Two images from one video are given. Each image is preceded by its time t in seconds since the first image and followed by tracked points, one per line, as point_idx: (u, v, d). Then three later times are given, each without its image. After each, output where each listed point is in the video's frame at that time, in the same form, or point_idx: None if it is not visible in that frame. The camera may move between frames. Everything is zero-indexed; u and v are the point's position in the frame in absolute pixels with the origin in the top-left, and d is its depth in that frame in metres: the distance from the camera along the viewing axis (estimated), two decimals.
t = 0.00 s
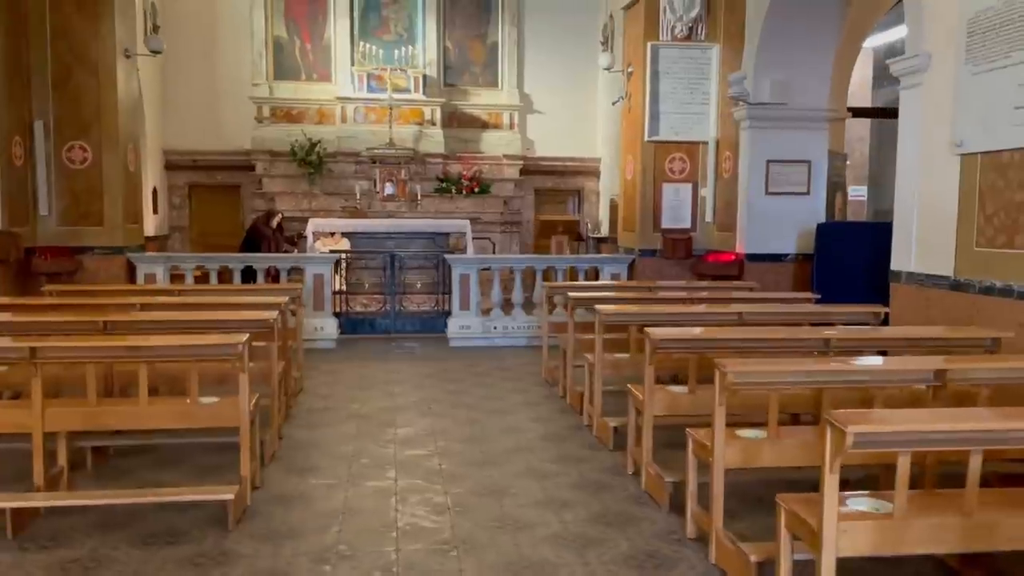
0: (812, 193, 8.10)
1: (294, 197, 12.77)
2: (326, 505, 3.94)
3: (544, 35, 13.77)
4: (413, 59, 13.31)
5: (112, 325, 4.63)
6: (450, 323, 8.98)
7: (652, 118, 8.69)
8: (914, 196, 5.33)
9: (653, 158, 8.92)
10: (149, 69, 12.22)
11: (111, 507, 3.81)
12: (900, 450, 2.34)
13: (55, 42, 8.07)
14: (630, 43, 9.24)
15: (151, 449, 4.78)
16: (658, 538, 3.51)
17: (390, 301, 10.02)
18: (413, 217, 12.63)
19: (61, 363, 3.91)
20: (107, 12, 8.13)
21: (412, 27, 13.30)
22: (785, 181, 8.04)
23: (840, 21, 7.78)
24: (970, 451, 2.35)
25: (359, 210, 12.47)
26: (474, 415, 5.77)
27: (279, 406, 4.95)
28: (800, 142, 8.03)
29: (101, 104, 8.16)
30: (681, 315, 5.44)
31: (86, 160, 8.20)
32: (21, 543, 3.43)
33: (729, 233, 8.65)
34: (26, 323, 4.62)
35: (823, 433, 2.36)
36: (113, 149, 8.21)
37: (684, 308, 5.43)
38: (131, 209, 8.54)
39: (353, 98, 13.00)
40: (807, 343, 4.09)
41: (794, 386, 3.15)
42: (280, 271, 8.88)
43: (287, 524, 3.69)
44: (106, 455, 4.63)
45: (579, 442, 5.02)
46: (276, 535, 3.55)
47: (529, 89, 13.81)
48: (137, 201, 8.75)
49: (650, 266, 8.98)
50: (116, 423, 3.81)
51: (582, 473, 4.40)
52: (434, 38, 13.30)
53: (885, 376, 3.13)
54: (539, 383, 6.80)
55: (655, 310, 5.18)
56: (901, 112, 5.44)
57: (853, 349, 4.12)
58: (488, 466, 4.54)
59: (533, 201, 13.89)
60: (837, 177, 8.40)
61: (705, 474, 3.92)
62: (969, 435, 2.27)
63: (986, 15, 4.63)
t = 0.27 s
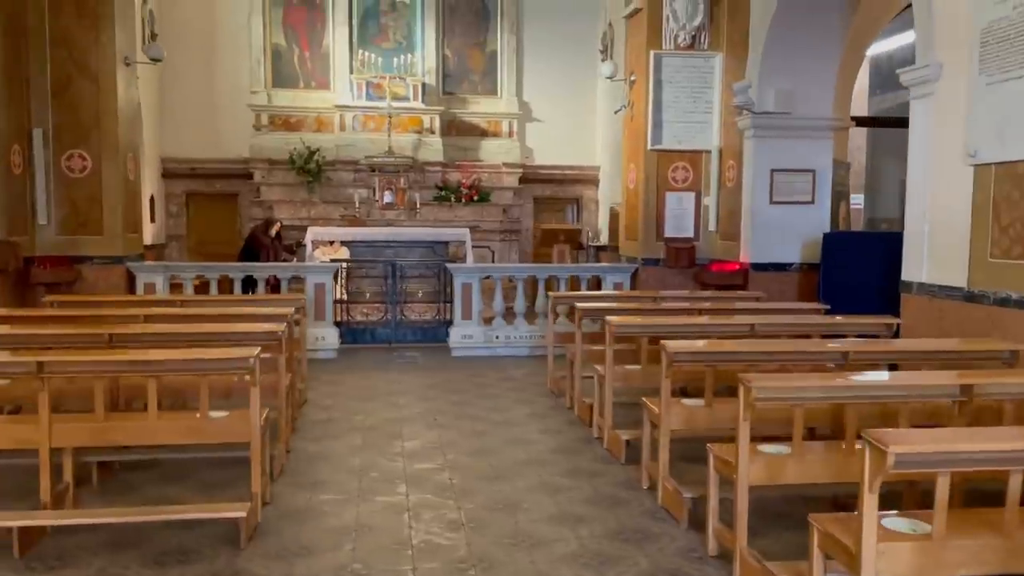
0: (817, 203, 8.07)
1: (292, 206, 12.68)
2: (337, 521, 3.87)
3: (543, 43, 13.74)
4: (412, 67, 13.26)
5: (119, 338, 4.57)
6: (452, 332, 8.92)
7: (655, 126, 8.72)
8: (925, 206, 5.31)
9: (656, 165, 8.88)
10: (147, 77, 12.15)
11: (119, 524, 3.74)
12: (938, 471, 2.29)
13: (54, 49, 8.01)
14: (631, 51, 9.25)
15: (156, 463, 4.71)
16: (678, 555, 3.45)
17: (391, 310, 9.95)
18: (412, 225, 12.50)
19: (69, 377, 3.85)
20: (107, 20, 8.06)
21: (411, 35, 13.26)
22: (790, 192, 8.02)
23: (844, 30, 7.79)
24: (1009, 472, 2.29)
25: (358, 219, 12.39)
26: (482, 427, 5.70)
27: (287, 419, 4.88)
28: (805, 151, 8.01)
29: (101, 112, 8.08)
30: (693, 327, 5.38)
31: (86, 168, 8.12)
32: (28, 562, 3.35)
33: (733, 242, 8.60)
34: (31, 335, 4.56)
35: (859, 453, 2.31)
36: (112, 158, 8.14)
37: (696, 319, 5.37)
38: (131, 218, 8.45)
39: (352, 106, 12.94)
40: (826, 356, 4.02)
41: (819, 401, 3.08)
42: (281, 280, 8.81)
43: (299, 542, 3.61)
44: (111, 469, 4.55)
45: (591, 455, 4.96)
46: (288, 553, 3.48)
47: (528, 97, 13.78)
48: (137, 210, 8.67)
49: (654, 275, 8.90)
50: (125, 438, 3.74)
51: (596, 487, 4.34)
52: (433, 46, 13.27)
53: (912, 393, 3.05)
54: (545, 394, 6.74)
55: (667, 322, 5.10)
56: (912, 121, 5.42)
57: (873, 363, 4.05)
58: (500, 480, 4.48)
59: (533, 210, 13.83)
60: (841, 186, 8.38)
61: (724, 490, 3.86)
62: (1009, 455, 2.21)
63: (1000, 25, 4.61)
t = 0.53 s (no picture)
0: (825, 215, 8.04)
1: (295, 217, 12.62)
2: (355, 541, 3.80)
3: (545, 55, 13.71)
4: (415, 79, 13.22)
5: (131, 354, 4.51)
6: (458, 345, 8.86)
7: (662, 139, 8.66)
8: (943, 221, 5.27)
9: (664, 178, 8.84)
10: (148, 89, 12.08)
11: (133, 545, 3.66)
12: (988, 496, 2.23)
13: (59, 60, 7.94)
14: (637, 63, 9.22)
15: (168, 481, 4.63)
16: None
17: (395, 323, 9.88)
18: (416, 237, 12.53)
19: (84, 395, 3.79)
20: (113, 32, 8.01)
21: (413, 47, 13.22)
22: (798, 205, 7.99)
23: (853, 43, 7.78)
24: None
25: (360, 230, 12.35)
26: (495, 443, 5.63)
27: (300, 436, 4.81)
28: (814, 164, 7.97)
29: (106, 124, 8.03)
30: (709, 342, 5.33)
31: (90, 180, 8.05)
32: None
33: (742, 255, 8.55)
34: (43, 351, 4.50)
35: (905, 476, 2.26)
36: (117, 171, 8.07)
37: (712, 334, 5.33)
38: (135, 231, 8.37)
39: (354, 117, 12.91)
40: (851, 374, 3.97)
41: (853, 420, 3.04)
42: (286, 292, 8.75)
43: (318, 563, 3.55)
44: (122, 487, 4.48)
45: (608, 472, 4.90)
46: None
47: (531, 109, 13.75)
48: (141, 223, 8.59)
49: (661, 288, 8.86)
50: (140, 456, 3.68)
51: (617, 506, 4.28)
52: (436, 58, 13.25)
53: (947, 413, 3.01)
54: (556, 408, 6.68)
55: (685, 337, 5.06)
56: (929, 135, 5.38)
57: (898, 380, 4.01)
58: (518, 498, 4.42)
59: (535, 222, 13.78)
60: (849, 199, 8.36)
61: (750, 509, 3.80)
62: None
63: (1021, 38, 4.57)
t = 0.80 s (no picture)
0: (837, 232, 8.03)
1: (301, 232, 12.61)
2: (382, 563, 3.76)
3: (552, 70, 13.71)
4: (421, 94, 13.23)
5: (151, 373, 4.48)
6: (468, 361, 8.81)
7: (674, 154, 8.61)
8: (963, 238, 5.26)
9: (675, 193, 8.84)
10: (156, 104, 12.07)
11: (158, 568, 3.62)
12: None
13: (70, 77, 7.93)
14: (646, 79, 9.26)
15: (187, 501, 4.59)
16: None
17: (404, 338, 9.83)
18: (423, 251, 12.65)
19: (108, 416, 3.76)
20: (124, 48, 8.00)
21: (420, 62, 13.22)
22: (811, 221, 7.98)
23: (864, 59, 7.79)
24: None
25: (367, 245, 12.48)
26: (513, 461, 5.60)
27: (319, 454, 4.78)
28: (825, 181, 7.97)
29: (117, 141, 8.01)
30: (729, 359, 5.31)
31: (100, 196, 8.04)
32: None
33: (753, 270, 8.52)
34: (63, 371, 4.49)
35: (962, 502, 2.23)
36: (127, 187, 8.05)
37: (732, 352, 5.30)
38: (144, 246, 8.33)
39: (360, 132, 12.91)
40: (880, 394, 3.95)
41: (892, 443, 3.02)
42: (295, 308, 8.73)
43: None
44: (141, 508, 4.43)
45: (630, 491, 4.86)
46: None
47: (537, 124, 13.76)
48: (150, 238, 8.54)
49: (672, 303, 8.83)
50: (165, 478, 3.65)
51: (642, 527, 4.24)
52: (443, 73, 13.26)
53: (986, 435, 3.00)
54: (571, 425, 6.64)
55: (705, 354, 5.04)
56: (948, 152, 5.37)
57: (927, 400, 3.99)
58: (541, 519, 4.38)
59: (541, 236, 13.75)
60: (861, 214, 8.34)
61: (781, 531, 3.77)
62: None
63: None
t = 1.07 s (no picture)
0: (854, 246, 8.04)
1: (310, 247, 12.62)
2: None
3: (561, 86, 13.74)
4: (430, 110, 13.26)
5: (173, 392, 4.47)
6: (481, 378, 8.76)
7: (687, 170, 8.54)
8: (986, 255, 5.24)
9: (687, 210, 8.80)
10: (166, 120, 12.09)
11: None
12: None
13: (84, 93, 7.95)
14: (658, 95, 9.28)
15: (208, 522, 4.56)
16: None
17: (416, 354, 9.80)
18: (431, 266, 12.57)
19: (134, 436, 3.76)
20: (140, 65, 8.01)
21: (429, 78, 13.25)
22: (826, 236, 7.98)
23: (877, 76, 7.82)
24: None
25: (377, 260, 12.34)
26: (533, 480, 5.56)
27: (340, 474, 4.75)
28: (840, 197, 7.98)
29: (131, 158, 8.01)
30: (751, 377, 5.28)
31: (114, 213, 8.02)
32: None
33: (767, 285, 8.48)
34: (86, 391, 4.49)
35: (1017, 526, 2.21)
36: (141, 203, 8.04)
37: (755, 370, 5.27)
38: (157, 263, 8.32)
39: (369, 148, 12.93)
40: (911, 414, 3.93)
41: (934, 465, 2.99)
42: (307, 324, 8.72)
43: None
44: (163, 528, 4.41)
45: (654, 511, 4.82)
46: None
47: (545, 139, 13.77)
48: (163, 255, 8.53)
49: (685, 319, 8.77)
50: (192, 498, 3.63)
51: (669, 548, 4.20)
52: (452, 90, 13.29)
53: None
54: (588, 443, 6.60)
55: (729, 373, 5.01)
56: (969, 170, 5.37)
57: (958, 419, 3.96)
58: (566, 540, 4.34)
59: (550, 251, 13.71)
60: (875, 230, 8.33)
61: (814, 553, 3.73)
62: None
63: None
